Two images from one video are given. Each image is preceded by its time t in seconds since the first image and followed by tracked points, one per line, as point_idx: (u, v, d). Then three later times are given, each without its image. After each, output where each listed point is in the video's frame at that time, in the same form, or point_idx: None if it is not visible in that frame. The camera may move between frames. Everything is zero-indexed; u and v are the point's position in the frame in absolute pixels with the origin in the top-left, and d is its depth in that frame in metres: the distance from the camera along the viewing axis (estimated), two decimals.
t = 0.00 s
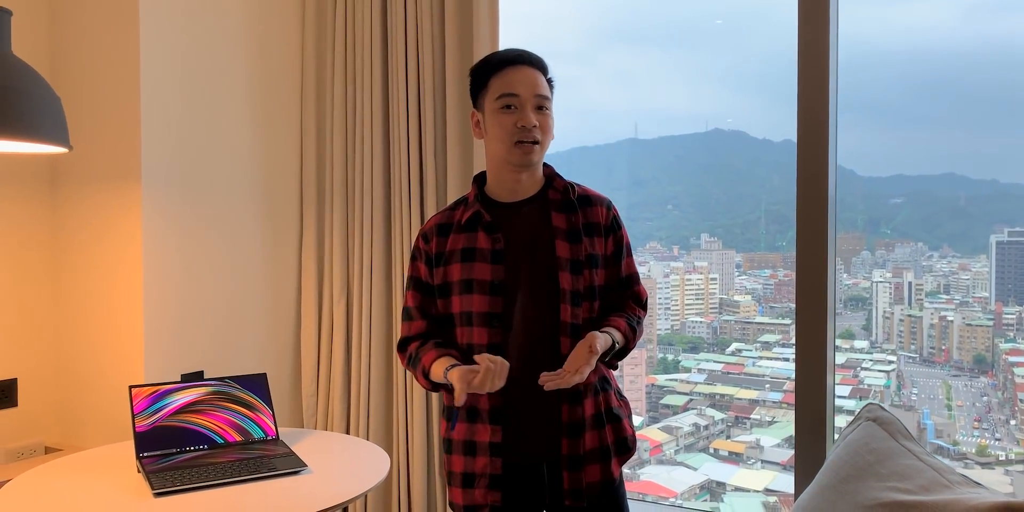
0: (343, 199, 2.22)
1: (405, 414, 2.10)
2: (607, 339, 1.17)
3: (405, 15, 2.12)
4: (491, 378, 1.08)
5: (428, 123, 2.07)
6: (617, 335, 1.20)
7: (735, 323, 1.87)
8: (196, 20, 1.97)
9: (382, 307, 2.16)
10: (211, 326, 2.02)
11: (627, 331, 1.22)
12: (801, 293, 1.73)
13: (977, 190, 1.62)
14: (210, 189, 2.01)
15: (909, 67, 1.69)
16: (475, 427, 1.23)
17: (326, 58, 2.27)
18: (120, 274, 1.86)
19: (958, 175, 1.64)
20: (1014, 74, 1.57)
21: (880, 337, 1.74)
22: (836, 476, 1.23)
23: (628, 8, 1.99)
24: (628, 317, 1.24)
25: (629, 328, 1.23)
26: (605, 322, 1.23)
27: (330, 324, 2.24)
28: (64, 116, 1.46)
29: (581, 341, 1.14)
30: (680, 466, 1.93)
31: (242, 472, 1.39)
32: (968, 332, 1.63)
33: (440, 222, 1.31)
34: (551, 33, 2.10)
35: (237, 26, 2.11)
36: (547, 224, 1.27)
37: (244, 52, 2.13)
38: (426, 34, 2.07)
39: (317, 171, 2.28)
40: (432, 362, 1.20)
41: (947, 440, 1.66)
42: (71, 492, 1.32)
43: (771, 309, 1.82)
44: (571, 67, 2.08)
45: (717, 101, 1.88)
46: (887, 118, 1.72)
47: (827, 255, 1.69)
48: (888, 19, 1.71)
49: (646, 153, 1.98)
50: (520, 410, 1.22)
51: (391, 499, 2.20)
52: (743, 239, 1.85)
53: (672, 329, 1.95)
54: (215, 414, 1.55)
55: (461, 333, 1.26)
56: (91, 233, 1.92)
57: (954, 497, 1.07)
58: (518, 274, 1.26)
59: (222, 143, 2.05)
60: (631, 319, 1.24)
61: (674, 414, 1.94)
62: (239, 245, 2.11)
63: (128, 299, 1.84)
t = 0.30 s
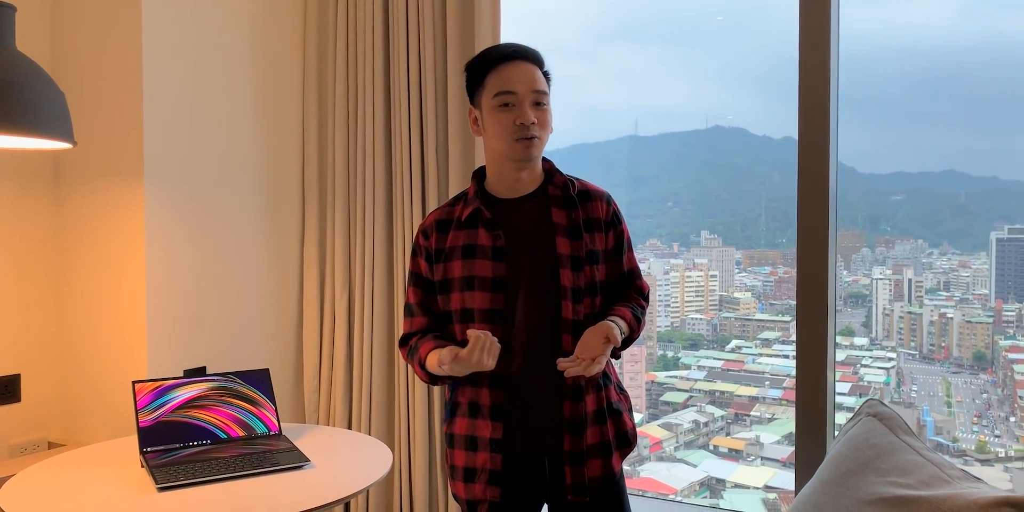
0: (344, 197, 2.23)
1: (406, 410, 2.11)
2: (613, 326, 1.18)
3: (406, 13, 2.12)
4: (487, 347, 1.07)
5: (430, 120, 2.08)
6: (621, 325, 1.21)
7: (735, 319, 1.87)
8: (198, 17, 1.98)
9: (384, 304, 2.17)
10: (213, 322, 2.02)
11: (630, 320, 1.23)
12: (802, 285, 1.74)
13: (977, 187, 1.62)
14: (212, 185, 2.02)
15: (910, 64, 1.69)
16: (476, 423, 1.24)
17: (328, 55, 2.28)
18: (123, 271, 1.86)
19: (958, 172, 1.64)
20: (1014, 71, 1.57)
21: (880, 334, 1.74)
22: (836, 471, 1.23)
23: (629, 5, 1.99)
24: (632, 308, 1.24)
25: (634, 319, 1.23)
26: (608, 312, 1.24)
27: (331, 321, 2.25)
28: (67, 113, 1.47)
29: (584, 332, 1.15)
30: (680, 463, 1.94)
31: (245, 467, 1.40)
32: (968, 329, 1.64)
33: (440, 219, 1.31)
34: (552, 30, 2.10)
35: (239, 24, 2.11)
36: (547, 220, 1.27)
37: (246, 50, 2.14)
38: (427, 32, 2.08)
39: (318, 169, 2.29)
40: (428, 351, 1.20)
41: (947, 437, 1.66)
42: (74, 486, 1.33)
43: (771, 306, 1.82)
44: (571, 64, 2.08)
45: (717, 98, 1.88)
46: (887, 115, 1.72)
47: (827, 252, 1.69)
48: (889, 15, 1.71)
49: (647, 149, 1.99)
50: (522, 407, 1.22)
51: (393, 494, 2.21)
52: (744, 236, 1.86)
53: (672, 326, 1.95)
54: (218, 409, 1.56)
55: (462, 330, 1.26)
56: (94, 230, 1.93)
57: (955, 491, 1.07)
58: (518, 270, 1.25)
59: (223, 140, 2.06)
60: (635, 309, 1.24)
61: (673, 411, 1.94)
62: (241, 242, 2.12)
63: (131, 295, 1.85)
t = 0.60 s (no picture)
0: (345, 194, 2.24)
1: (407, 407, 2.11)
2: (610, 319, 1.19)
3: (408, 10, 2.13)
4: (489, 401, 1.07)
5: (431, 117, 2.08)
6: (616, 320, 1.21)
7: (734, 316, 1.87)
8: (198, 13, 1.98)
9: (386, 301, 2.18)
10: (214, 319, 2.03)
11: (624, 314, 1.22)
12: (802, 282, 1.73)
13: (976, 184, 1.62)
14: (213, 182, 2.03)
15: (910, 60, 1.69)
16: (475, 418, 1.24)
17: (329, 52, 2.29)
18: (124, 267, 1.87)
19: (958, 169, 1.64)
20: (1014, 68, 1.57)
21: (880, 331, 1.74)
22: (837, 467, 1.23)
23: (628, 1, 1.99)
24: (628, 303, 1.26)
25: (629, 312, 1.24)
26: (604, 307, 1.23)
27: (332, 318, 2.25)
28: (70, 109, 1.47)
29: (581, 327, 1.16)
30: (680, 460, 1.94)
31: (247, 462, 1.40)
32: (968, 326, 1.64)
33: (439, 215, 1.30)
34: (552, 26, 2.10)
35: (240, 22, 2.12)
36: (545, 218, 1.28)
37: (247, 47, 2.14)
38: (428, 29, 2.08)
39: (319, 166, 2.30)
40: (428, 365, 1.18)
41: (946, 434, 1.66)
42: (76, 481, 1.34)
43: (770, 303, 1.82)
44: (571, 60, 2.08)
45: (717, 95, 1.88)
46: (887, 112, 1.72)
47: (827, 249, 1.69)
48: (888, 12, 1.71)
49: (647, 146, 1.99)
50: (523, 402, 1.22)
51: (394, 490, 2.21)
52: (743, 233, 1.86)
53: (672, 323, 1.95)
54: (220, 405, 1.57)
55: (460, 327, 1.26)
56: (95, 226, 1.94)
57: (954, 486, 1.06)
58: (518, 267, 1.26)
59: (224, 137, 2.06)
60: (630, 304, 1.25)
61: (673, 408, 1.95)
62: (242, 239, 2.12)
63: (133, 291, 1.86)
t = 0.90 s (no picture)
0: (346, 191, 2.24)
1: (408, 402, 2.12)
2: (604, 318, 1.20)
3: (408, 8, 2.13)
4: (526, 321, 1.06)
5: (432, 114, 2.08)
6: (610, 319, 1.23)
7: (734, 313, 1.87)
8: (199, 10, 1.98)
9: (387, 297, 2.18)
10: (215, 316, 2.03)
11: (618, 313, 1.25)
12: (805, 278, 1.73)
13: (976, 181, 1.62)
14: (215, 179, 2.03)
15: (910, 57, 1.69)
16: (470, 410, 1.24)
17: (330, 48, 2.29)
18: (126, 264, 1.88)
19: (958, 166, 1.64)
20: (1014, 65, 1.57)
21: (879, 328, 1.74)
22: (837, 463, 1.23)
23: None
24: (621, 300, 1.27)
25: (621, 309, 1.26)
26: (598, 307, 1.25)
27: (333, 314, 2.26)
28: (71, 105, 1.47)
29: (578, 332, 1.16)
30: (679, 456, 1.95)
31: (249, 458, 1.41)
32: (967, 323, 1.64)
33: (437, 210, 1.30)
34: (553, 23, 2.10)
35: (241, 19, 2.12)
36: (541, 214, 1.28)
37: (248, 44, 2.14)
38: (429, 27, 2.09)
39: (320, 162, 2.30)
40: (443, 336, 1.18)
41: (945, 430, 1.66)
42: (79, 477, 1.34)
43: (770, 300, 1.82)
44: (572, 57, 2.08)
45: (717, 92, 1.89)
46: (888, 108, 1.72)
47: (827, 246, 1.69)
48: (889, 8, 1.71)
49: (647, 143, 1.99)
50: (518, 396, 1.22)
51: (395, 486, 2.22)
52: (743, 230, 1.86)
53: (671, 320, 1.95)
54: (222, 401, 1.57)
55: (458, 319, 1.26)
56: (97, 223, 1.94)
57: (954, 482, 1.06)
58: (515, 263, 1.26)
59: (225, 134, 2.07)
60: (623, 303, 1.27)
61: (673, 404, 1.95)
62: (243, 235, 2.13)
63: (134, 288, 1.86)
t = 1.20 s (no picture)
0: (347, 188, 2.25)
1: (409, 398, 2.13)
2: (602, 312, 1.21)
3: (410, 6, 2.13)
4: (461, 249, 1.11)
5: (433, 111, 2.09)
6: (608, 313, 1.24)
7: (733, 310, 1.88)
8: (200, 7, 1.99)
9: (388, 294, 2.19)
10: (217, 313, 2.05)
11: (616, 308, 1.26)
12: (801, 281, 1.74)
13: (976, 178, 1.62)
14: (217, 176, 2.04)
15: (910, 55, 1.69)
16: (468, 403, 1.25)
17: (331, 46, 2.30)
18: (128, 261, 1.89)
19: (957, 163, 1.64)
20: (1014, 62, 1.57)
21: (878, 325, 1.74)
22: (837, 459, 1.23)
23: None
24: (618, 296, 1.28)
25: (618, 304, 1.27)
26: (595, 301, 1.26)
27: (335, 311, 2.27)
28: (74, 103, 1.48)
29: (575, 325, 1.19)
30: (678, 453, 1.95)
31: (253, 453, 1.42)
32: (966, 320, 1.64)
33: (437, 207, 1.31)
34: (552, 20, 2.10)
35: (243, 16, 2.13)
36: (539, 210, 1.29)
37: (249, 41, 2.15)
38: (430, 25, 2.09)
39: (322, 159, 2.31)
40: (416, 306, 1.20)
41: (944, 427, 1.66)
42: (82, 472, 1.35)
43: (769, 297, 1.83)
44: (572, 54, 2.09)
45: (717, 89, 1.89)
46: (886, 106, 1.72)
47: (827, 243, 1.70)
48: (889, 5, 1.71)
49: (647, 140, 1.99)
50: (516, 388, 1.23)
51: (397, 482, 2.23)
52: (742, 227, 1.86)
53: (671, 317, 1.96)
54: (225, 397, 1.58)
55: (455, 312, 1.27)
56: (99, 220, 1.96)
57: (954, 477, 1.05)
58: (514, 258, 1.27)
59: (227, 131, 2.08)
60: (620, 298, 1.28)
61: (672, 401, 1.95)
62: (246, 233, 2.14)
63: (137, 286, 1.87)
